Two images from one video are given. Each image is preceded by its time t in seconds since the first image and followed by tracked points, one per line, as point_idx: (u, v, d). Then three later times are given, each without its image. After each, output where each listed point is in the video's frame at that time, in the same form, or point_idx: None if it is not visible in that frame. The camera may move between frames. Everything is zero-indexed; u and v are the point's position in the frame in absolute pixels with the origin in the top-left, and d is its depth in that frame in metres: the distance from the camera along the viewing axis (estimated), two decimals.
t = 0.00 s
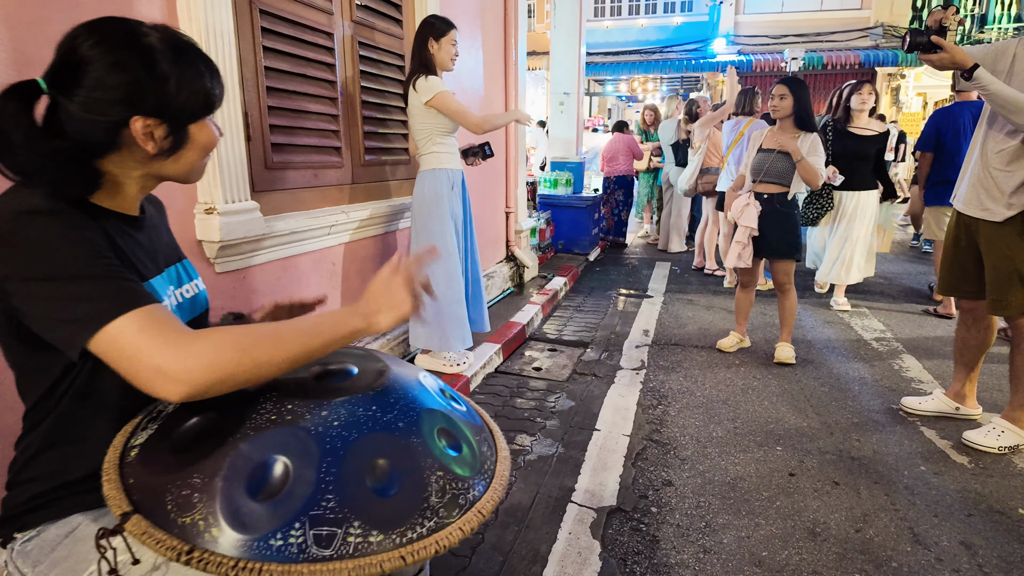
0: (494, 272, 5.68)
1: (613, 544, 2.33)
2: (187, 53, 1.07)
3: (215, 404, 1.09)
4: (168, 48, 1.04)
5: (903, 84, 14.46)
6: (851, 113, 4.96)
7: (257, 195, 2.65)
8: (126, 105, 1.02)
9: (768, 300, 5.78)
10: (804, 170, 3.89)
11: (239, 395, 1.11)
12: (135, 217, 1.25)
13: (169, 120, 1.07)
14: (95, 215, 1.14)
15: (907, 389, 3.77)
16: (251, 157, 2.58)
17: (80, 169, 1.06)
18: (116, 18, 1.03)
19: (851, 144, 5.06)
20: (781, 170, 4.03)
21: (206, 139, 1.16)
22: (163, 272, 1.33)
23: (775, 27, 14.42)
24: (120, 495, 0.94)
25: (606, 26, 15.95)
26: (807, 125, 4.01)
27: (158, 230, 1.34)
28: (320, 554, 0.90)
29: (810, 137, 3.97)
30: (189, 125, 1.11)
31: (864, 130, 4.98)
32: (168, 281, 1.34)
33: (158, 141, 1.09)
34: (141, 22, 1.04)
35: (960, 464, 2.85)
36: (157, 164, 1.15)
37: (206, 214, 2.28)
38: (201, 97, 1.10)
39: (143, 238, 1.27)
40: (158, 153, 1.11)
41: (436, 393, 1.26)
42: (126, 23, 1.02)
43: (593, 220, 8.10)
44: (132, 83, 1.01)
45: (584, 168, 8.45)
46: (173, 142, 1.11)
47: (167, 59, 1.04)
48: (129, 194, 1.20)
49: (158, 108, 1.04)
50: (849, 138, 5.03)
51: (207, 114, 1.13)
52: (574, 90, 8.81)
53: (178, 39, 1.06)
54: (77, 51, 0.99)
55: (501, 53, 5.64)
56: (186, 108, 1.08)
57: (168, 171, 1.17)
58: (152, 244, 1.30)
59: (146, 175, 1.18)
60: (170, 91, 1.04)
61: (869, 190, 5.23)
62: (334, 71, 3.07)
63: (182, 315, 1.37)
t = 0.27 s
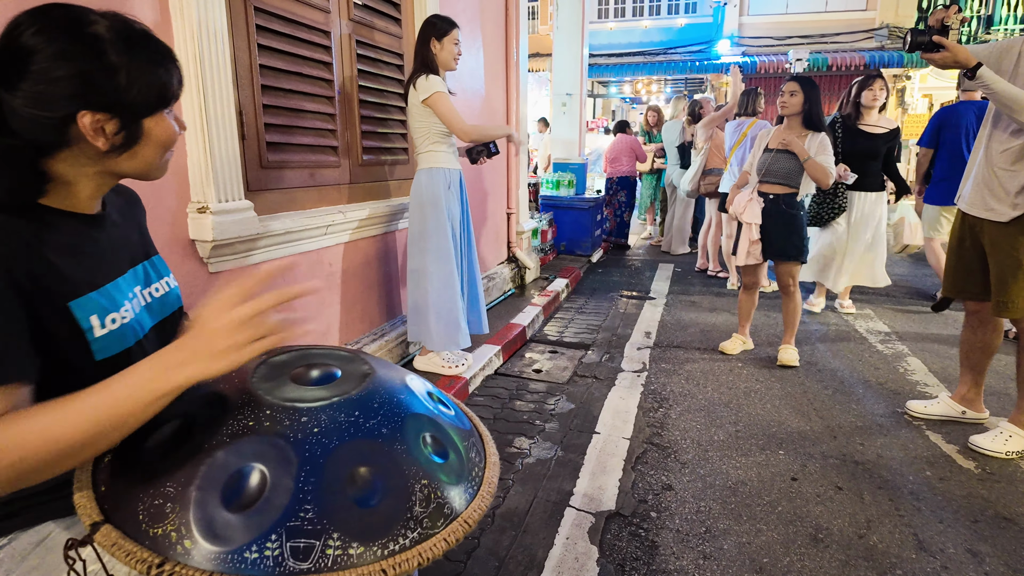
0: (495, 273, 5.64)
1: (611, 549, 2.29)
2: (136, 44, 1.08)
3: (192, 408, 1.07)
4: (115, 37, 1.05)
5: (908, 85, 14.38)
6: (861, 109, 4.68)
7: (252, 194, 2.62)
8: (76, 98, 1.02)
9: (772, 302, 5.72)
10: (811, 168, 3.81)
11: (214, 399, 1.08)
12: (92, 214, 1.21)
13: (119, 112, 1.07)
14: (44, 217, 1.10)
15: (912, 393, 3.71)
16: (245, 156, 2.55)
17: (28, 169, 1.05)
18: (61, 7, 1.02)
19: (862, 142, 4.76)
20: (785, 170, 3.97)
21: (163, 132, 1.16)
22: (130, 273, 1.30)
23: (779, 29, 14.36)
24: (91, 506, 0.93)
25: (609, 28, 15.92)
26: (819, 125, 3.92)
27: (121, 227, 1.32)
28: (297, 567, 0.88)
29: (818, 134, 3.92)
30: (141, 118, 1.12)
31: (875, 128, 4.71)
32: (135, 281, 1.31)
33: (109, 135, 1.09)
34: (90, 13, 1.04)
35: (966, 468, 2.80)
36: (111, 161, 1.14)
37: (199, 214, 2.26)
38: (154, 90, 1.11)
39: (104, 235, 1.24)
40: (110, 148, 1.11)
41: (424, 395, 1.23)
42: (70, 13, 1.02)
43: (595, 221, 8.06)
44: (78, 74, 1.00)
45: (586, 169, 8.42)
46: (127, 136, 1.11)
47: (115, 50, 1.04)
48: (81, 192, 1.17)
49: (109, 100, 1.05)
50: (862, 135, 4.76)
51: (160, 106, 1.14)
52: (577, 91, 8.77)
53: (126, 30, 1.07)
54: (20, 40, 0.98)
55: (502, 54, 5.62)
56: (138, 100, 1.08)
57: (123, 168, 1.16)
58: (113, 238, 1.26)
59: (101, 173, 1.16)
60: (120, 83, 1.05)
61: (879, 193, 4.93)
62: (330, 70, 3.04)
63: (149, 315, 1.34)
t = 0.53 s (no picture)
0: (502, 276, 5.63)
1: (616, 556, 2.26)
2: (102, 40, 1.08)
3: (187, 413, 1.06)
4: (80, 32, 1.05)
5: (922, 86, 14.21)
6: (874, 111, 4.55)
7: (257, 197, 2.63)
8: (42, 96, 1.03)
9: (782, 305, 5.66)
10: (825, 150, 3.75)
11: (208, 406, 1.07)
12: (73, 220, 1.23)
13: (87, 109, 1.08)
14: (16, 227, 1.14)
15: (924, 399, 3.65)
16: (251, 158, 2.56)
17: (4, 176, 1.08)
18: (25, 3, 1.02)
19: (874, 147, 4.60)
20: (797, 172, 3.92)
21: (134, 130, 1.17)
22: (114, 277, 1.30)
23: (791, 30, 14.25)
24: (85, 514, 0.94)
25: (619, 30, 15.88)
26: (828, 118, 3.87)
27: (109, 230, 1.33)
28: None
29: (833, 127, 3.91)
30: (110, 115, 1.13)
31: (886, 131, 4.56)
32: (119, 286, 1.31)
33: (79, 133, 1.10)
34: (57, 8, 1.05)
35: (980, 476, 2.74)
36: (84, 160, 1.15)
37: (203, 217, 2.27)
38: (122, 87, 1.11)
39: (87, 240, 1.25)
40: (82, 146, 1.12)
41: (423, 402, 1.22)
42: (38, 8, 1.03)
43: (604, 223, 8.03)
44: (43, 70, 1.02)
45: (595, 171, 8.39)
46: (97, 134, 1.12)
47: (80, 47, 1.05)
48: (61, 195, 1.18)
49: (75, 98, 1.06)
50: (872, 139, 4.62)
51: (130, 103, 1.14)
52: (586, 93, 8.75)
53: (91, 26, 1.07)
54: None
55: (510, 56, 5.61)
56: (104, 97, 1.09)
57: (98, 167, 1.17)
58: (96, 245, 1.27)
59: (79, 175, 1.17)
60: (86, 82, 1.06)
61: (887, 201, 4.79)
62: (336, 73, 3.05)
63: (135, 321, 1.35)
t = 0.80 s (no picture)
0: (509, 276, 5.64)
1: (622, 556, 2.26)
2: (112, 36, 1.07)
3: (194, 410, 1.07)
4: (90, 29, 1.04)
5: (933, 86, 14.09)
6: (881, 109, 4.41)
7: (266, 196, 2.65)
8: (55, 93, 1.02)
9: (790, 306, 5.63)
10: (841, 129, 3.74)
11: (217, 402, 1.08)
12: (89, 217, 1.24)
13: (98, 107, 1.07)
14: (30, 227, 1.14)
15: (934, 401, 3.61)
16: (259, 157, 2.58)
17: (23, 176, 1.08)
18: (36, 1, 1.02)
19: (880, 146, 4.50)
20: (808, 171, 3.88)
21: (146, 127, 1.16)
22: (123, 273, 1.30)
23: (800, 31, 14.18)
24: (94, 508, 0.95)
25: (627, 31, 15.86)
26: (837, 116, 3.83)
27: (122, 226, 1.33)
28: None
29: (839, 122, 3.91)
30: (121, 112, 1.11)
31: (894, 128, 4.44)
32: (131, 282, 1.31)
33: (91, 131, 1.09)
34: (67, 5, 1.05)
35: (990, 479, 2.72)
36: (98, 157, 1.14)
37: (212, 215, 2.30)
38: (132, 83, 1.10)
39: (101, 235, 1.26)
40: (95, 145, 1.11)
41: (430, 402, 1.22)
42: (49, 4, 1.03)
43: (611, 224, 8.01)
44: (54, 66, 1.01)
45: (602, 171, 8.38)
46: (109, 131, 1.11)
47: (90, 43, 1.04)
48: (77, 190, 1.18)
49: (85, 96, 1.05)
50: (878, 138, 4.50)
51: (141, 98, 1.13)
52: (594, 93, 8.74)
53: (101, 21, 1.06)
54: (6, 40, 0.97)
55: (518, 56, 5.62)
56: (115, 95, 1.08)
57: (111, 164, 1.16)
58: (108, 240, 1.27)
59: (92, 172, 1.17)
60: (96, 78, 1.05)
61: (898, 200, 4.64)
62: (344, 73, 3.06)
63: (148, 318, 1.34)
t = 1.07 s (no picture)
0: (513, 275, 5.67)
1: (623, 550, 2.29)
2: (119, 55, 1.10)
3: (205, 402, 1.11)
4: (94, 46, 1.07)
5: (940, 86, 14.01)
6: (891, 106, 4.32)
7: (273, 195, 2.69)
8: (54, 101, 1.07)
9: (794, 306, 5.64)
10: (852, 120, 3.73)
11: (229, 394, 1.11)
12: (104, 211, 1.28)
13: (85, 119, 1.10)
14: (52, 221, 1.19)
15: (936, 400, 3.63)
16: (267, 157, 2.62)
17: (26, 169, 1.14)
18: (63, 15, 1.08)
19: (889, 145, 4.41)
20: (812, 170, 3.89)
21: (136, 144, 1.17)
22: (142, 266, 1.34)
23: (806, 31, 14.15)
24: (111, 493, 0.98)
25: (633, 31, 15.88)
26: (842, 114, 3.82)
27: (138, 223, 1.37)
28: (305, 560, 0.91)
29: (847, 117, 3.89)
30: (111, 127, 1.13)
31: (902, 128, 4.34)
32: (148, 275, 1.35)
33: (76, 141, 1.12)
34: (88, 19, 1.10)
35: (990, 476, 2.73)
36: (89, 164, 1.17)
37: (221, 214, 2.34)
38: (131, 100, 1.12)
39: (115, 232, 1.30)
40: (81, 155, 1.14)
41: (434, 396, 1.26)
42: (70, 17, 1.08)
43: (615, 224, 8.04)
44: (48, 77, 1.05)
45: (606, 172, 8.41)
46: (99, 143, 1.14)
47: (93, 59, 1.08)
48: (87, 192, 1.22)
49: (72, 106, 1.08)
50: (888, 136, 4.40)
51: (133, 115, 1.14)
52: (598, 94, 8.77)
53: (111, 41, 1.09)
54: (29, 48, 1.04)
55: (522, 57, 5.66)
56: (105, 109, 1.10)
57: (102, 173, 1.19)
58: (125, 237, 1.32)
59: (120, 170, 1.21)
60: (87, 91, 1.08)
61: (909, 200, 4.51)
62: (350, 74, 3.10)
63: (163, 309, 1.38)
